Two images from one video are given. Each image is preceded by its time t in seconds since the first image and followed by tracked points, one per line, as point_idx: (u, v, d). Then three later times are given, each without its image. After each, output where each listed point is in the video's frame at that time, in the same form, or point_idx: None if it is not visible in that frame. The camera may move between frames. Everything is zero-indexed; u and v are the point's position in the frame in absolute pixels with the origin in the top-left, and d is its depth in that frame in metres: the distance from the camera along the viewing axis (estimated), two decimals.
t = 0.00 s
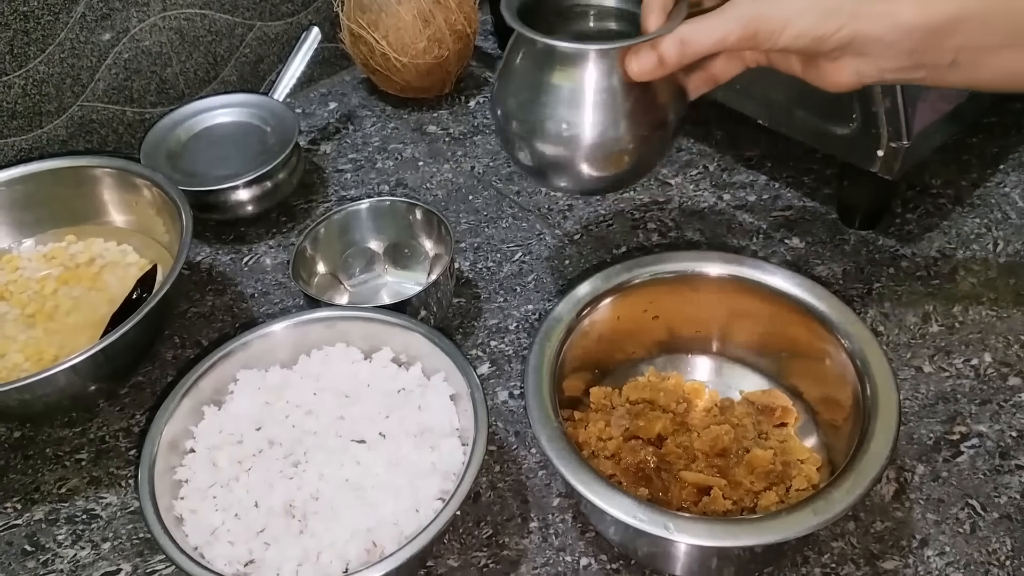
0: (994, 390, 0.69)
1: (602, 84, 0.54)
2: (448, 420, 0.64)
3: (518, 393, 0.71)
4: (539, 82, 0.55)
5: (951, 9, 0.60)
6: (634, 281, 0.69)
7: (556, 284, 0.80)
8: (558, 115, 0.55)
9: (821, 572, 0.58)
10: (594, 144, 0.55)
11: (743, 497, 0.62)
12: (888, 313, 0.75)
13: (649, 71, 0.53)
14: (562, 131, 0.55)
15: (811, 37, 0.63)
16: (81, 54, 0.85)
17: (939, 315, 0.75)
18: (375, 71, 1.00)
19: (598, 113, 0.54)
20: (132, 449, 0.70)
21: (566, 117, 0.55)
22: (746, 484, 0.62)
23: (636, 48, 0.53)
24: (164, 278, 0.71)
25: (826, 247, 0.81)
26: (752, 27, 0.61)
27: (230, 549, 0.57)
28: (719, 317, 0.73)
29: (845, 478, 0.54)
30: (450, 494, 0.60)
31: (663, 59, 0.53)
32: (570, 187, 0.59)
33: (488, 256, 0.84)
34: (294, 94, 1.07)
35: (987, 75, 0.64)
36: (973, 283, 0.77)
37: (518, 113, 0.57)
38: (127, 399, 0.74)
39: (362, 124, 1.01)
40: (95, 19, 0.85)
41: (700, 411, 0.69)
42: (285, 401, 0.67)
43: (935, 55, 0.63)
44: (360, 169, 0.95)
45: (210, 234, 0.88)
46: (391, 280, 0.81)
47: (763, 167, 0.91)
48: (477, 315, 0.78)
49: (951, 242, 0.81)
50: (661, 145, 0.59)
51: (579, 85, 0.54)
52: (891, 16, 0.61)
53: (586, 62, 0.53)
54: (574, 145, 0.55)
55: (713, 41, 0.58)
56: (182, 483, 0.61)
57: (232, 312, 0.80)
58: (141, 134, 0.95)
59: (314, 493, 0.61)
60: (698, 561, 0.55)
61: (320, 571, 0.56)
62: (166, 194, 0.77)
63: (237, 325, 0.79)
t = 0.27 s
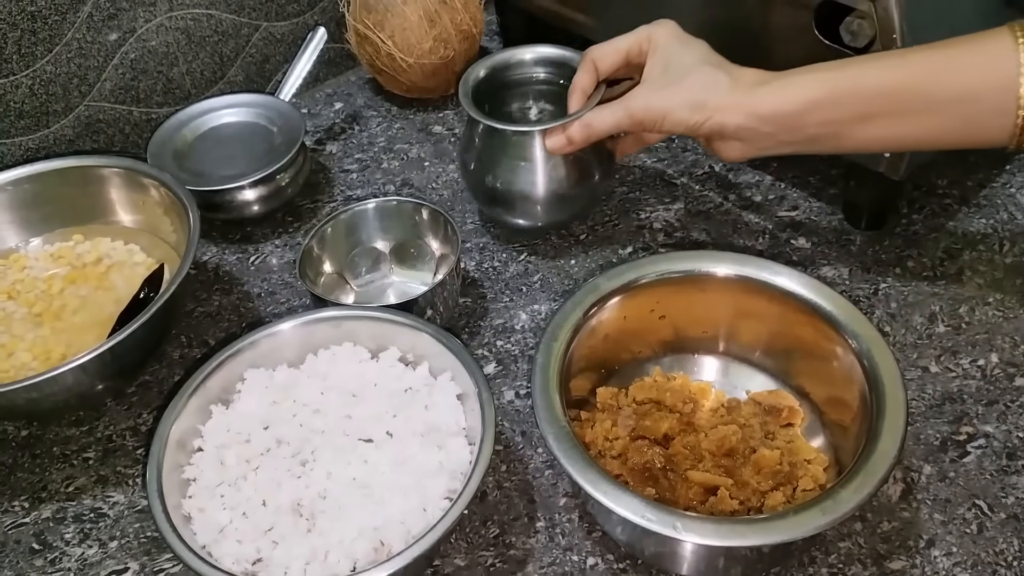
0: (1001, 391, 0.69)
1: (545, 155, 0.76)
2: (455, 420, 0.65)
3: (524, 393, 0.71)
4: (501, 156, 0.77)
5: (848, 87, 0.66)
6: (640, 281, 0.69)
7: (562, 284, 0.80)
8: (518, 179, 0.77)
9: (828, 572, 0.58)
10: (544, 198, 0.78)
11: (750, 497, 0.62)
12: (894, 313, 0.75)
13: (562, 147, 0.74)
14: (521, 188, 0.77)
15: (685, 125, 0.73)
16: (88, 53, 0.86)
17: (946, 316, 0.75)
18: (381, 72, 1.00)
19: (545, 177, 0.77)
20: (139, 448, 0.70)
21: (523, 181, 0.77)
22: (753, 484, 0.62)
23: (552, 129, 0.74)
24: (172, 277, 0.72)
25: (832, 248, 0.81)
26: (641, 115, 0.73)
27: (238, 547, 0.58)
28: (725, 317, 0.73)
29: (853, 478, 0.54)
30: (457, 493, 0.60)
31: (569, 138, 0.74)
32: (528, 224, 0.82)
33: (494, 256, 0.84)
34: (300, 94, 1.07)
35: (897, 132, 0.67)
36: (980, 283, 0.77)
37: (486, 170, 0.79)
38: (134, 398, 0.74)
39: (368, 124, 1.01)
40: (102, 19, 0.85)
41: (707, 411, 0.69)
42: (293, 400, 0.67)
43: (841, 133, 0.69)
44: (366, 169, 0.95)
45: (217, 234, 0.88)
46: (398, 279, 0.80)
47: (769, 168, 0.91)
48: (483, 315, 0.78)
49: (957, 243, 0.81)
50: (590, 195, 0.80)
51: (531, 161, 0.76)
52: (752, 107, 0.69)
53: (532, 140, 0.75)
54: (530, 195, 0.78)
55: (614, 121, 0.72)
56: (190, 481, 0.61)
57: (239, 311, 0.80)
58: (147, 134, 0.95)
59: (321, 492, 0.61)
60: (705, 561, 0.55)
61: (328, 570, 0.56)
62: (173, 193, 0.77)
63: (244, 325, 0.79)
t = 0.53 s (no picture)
0: (1005, 391, 0.69)
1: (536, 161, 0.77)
2: (460, 419, 0.65)
3: (528, 392, 0.71)
4: (493, 162, 0.78)
5: (825, 103, 0.66)
6: (645, 280, 0.69)
7: (565, 284, 0.80)
8: (509, 184, 0.78)
9: (832, 572, 0.58)
10: (534, 203, 0.80)
11: (754, 497, 0.62)
12: (898, 313, 0.75)
13: (551, 155, 0.75)
14: (512, 192, 0.79)
15: (670, 140, 0.74)
16: (93, 53, 0.86)
17: (950, 316, 0.75)
18: (385, 71, 1.00)
19: (535, 182, 0.78)
20: (143, 447, 0.70)
21: (514, 186, 0.78)
22: (757, 483, 0.62)
23: (542, 138, 0.75)
24: (176, 276, 0.72)
25: (836, 248, 0.81)
26: (628, 128, 0.73)
27: (243, 546, 0.58)
28: (729, 316, 0.73)
29: (857, 479, 0.54)
30: (461, 493, 0.60)
31: (559, 147, 0.74)
32: (520, 228, 0.83)
33: (497, 255, 0.84)
34: (304, 94, 1.07)
35: (873, 147, 0.67)
36: (984, 283, 0.77)
37: (477, 175, 0.80)
38: (138, 397, 0.74)
39: (372, 124, 1.01)
40: (107, 18, 0.85)
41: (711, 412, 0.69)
42: (297, 399, 0.68)
43: (822, 149, 0.69)
44: (370, 168, 0.95)
45: (221, 233, 0.89)
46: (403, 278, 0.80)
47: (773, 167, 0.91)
48: (487, 314, 0.78)
49: (961, 242, 0.81)
50: (582, 198, 0.81)
51: (522, 166, 0.77)
52: (734, 123, 0.70)
53: (524, 147, 0.76)
54: (521, 200, 0.79)
55: (602, 133, 0.73)
56: (195, 480, 0.62)
57: (243, 310, 0.80)
58: (152, 133, 0.95)
59: (325, 491, 0.61)
60: (708, 560, 0.55)
61: (333, 568, 0.56)
62: (177, 192, 0.77)
63: (248, 324, 0.79)
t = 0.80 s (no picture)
0: (1004, 390, 0.68)
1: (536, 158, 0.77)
2: (458, 418, 0.64)
3: (527, 391, 0.71)
4: (491, 159, 0.78)
5: (824, 100, 0.67)
6: (643, 280, 0.69)
7: (564, 283, 0.80)
8: (508, 182, 0.78)
9: (831, 571, 0.58)
10: (533, 200, 0.79)
11: (753, 497, 0.62)
12: (898, 312, 0.75)
13: (552, 164, 0.74)
14: (511, 190, 0.79)
15: (674, 140, 0.74)
16: (90, 51, 0.86)
17: (950, 315, 0.75)
18: (383, 70, 1.00)
19: (533, 180, 0.78)
20: (141, 446, 0.70)
21: (512, 184, 0.78)
22: (756, 483, 0.62)
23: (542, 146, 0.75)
24: (174, 275, 0.71)
25: (835, 246, 0.81)
26: (628, 132, 0.73)
27: (241, 545, 0.57)
28: (728, 315, 0.73)
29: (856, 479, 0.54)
30: (460, 492, 0.60)
31: (560, 155, 0.74)
32: (519, 227, 0.83)
33: (496, 254, 0.84)
34: (302, 92, 1.07)
35: (874, 143, 0.68)
36: (983, 282, 0.77)
37: (476, 173, 0.80)
38: (136, 396, 0.74)
39: (371, 122, 1.01)
40: (105, 16, 0.85)
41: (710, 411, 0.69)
42: (295, 398, 0.67)
43: (824, 144, 0.69)
44: (369, 167, 0.95)
45: (219, 232, 0.88)
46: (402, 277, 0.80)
47: (772, 166, 0.91)
48: (486, 313, 0.78)
49: (961, 241, 0.81)
50: (581, 196, 0.81)
51: (520, 164, 0.77)
52: (736, 120, 0.70)
53: (522, 143, 0.76)
54: (520, 198, 0.79)
55: (604, 139, 0.72)
56: (193, 480, 0.61)
57: (241, 309, 0.80)
58: (150, 131, 0.95)
59: (324, 490, 0.61)
60: (708, 560, 0.55)
61: (331, 568, 0.56)
62: (175, 191, 0.77)
63: (246, 323, 0.79)
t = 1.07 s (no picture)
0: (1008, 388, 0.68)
1: (538, 154, 0.77)
2: (461, 416, 0.64)
3: (529, 389, 0.71)
4: (493, 156, 0.78)
5: (907, 74, 0.61)
6: (646, 277, 0.69)
7: (567, 280, 0.80)
8: (509, 178, 0.78)
9: (834, 570, 0.58)
10: (535, 197, 0.79)
11: (755, 496, 0.61)
12: (901, 310, 0.75)
13: (633, 144, 0.64)
14: (513, 186, 0.79)
15: (788, 121, 0.63)
16: (92, 48, 0.85)
17: (953, 313, 0.74)
18: (385, 66, 1.00)
19: (535, 176, 0.78)
20: (144, 444, 0.70)
21: (514, 180, 0.78)
22: (759, 481, 0.62)
23: (623, 126, 0.64)
24: (176, 273, 0.71)
25: (839, 243, 0.81)
26: (733, 120, 0.63)
27: (244, 543, 0.58)
28: (731, 313, 0.73)
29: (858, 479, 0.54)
30: (462, 490, 0.60)
31: (643, 135, 0.63)
32: (521, 225, 0.83)
33: (498, 252, 0.84)
34: (304, 89, 1.06)
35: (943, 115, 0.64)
36: (987, 279, 0.77)
37: (477, 169, 0.80)
38: (139, 394, 0.74)
39: (373, 119, 1.01)
40: (107, 13, 0.85)
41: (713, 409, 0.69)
42: (297, 396, 0.67)
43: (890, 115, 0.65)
44: (371, 164, 0.95)
45: (221, 230, 0.88)
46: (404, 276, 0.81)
47: (775, 163, 0.91)
48: (488, 310, 0.78)
49: (964, 239, 0.81)
50: (583, 194, 0.81)
51: (522, 159, 0.77)
52: (863, 88, 0.61)
53: (525, 139, 0.76)
54: (522, 195, 0.79)
55: (700, 125, 0.62)
56: (195, 478, 0.61)
57: (243, 307, 0.80)
58: (152, 129, 0.95)
59: (326, 489, 0.61)
60: (710, 558, 0.55)
61: (334, 566, 0.56)
62: (178, 188, 0.77)
63: (248, 320, 0.79)
